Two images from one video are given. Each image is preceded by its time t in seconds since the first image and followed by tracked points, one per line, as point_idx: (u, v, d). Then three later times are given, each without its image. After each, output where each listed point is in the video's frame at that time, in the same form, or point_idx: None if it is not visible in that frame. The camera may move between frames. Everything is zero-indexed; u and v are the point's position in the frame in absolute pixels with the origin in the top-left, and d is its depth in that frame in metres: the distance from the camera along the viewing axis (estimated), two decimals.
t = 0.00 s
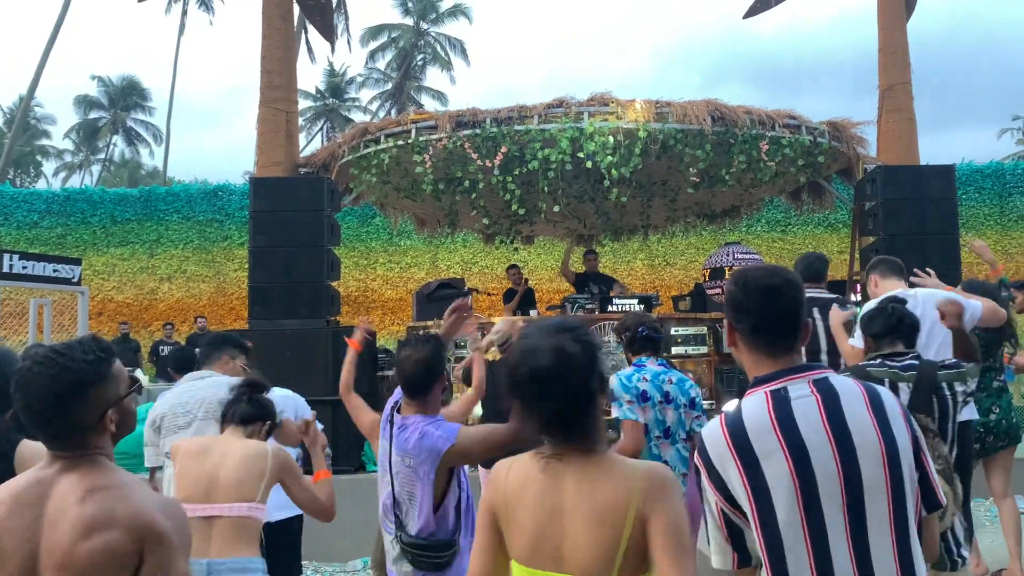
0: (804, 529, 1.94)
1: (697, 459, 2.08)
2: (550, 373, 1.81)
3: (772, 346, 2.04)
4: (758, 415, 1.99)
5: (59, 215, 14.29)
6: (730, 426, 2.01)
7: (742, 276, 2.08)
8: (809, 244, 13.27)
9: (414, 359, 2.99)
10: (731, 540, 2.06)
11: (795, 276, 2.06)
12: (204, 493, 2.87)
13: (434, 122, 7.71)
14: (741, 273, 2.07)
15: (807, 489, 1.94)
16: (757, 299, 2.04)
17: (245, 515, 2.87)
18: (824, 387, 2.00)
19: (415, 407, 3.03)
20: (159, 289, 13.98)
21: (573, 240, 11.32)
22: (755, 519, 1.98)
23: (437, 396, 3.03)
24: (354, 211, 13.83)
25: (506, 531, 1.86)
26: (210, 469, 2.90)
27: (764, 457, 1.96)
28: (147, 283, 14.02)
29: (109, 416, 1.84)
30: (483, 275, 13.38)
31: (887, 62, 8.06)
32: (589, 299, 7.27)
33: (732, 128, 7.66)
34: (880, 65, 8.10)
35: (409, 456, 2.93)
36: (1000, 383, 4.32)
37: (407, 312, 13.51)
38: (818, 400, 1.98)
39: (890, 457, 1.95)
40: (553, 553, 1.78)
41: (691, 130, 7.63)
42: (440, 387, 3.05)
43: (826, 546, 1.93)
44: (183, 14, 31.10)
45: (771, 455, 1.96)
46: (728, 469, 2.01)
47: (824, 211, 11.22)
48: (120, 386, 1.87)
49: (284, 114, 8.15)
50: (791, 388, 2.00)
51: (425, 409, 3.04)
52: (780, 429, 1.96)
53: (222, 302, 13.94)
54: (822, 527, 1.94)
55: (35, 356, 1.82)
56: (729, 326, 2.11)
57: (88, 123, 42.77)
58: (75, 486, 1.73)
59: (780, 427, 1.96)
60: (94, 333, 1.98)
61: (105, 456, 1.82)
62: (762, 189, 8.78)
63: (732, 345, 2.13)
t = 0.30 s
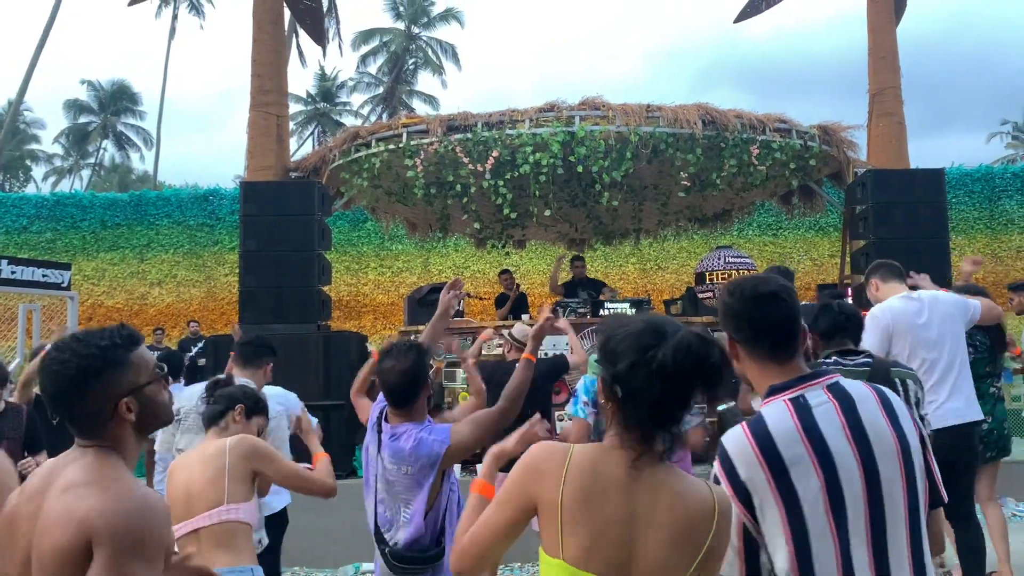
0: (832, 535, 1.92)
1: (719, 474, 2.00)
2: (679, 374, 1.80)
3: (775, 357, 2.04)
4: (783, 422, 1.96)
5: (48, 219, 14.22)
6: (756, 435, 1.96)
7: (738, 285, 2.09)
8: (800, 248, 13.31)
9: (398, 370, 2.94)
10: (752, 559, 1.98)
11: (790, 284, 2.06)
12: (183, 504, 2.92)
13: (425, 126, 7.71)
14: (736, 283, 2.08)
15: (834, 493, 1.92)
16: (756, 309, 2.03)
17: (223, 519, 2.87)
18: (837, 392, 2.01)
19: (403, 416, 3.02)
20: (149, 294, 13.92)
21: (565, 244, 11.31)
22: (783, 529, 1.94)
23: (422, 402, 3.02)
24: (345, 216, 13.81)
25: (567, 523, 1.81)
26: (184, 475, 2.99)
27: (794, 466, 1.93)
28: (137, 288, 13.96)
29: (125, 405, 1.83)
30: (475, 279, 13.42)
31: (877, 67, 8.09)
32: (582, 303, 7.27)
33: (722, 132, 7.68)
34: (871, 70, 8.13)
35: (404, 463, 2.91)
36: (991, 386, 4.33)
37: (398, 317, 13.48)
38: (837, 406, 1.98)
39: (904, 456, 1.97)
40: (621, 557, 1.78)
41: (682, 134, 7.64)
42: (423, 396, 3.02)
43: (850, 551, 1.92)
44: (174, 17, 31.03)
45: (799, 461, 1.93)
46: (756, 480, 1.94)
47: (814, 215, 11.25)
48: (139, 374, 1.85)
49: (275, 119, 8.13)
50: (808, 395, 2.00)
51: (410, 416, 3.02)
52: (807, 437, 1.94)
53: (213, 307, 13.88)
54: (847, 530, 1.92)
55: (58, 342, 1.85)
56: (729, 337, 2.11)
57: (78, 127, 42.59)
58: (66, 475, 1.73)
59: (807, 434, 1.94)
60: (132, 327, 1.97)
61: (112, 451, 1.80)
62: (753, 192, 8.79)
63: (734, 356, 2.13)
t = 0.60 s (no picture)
0: (882, 527, 1.90)
1: (771, 460, 1.96)
2: (651, 393, 1.76)
3: (824, 350, 2.06)
4: (835, 412, 1.95)
5: (40, 220, 14.18)
6: (812, 424, 1.94)
7: (793, 279, 2.11)
8: (793, 248, 13.34)
9: (407, 370, 2.94)
10: (803, 545, 1.99)
11: (845, 286, 2.10)
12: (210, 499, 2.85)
13: (418, 127, 7.71)
14: (794, 276, 2.09)
15: (885, 485, 1.91)
16: (814, 303, 2.05)
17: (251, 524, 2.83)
18: (877, 387, 2.02)
19: (404, 416, 3.02)
20: (143, 295, 13.89)
21: (559, 245, 11.31)
22: (839, 519, 1.91)
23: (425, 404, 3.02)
24: (338, 217, 13.82)
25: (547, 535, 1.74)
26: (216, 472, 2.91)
27: (848, 456, 1.91)
28: (130, 289, 13.92)
29: (118, 403, 1.83)
30: (468, 280, 13.36)
31: (868, 68, 8.12)
32: (576, 303, 7.28)
33: (715, 132, 7.71)
34: (863, 71, 8.16)
35: (402, 465, 2.91)
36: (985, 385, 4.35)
37: (392, 318, 13.47)
38: (879, 401, 1.98)
39: (937, 454, 1.99)
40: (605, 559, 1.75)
41: (675, 134, 7.65)
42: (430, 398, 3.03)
43: (899, 543, 1.90)
44: (166, 18, 31.00)
45: (853, 451, 1.91)
46: (812, 470, 1.91)
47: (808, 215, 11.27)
48: (135, 373, 1.85)
49: (268, 120, 8.13)
50: (852, 389, 2.01)
51: (414, 416, 3.02)
52: (856, 425, 1.93)
53: (207, 308, 13.85)
54: (896, 523, 1.91)
55: (58, 337, 1.85)
56: (779, 327, 2.10)
57: (71, 128, 42.48)
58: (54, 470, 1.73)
59: (859, 426, 1.93)
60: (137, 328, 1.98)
61: (104, 451, 1.79)
62: (746, 193, 8.82)
63: (779, 347, 2.12)
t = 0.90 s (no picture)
0: (862, 521, 1.92)
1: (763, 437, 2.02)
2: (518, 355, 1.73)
3: (851, 345, 2.06)
4: (834, 404, 1.97)
5: (37, 219, 14.16)
6: (805, 409, 1.98)
7: (828, 272, 2.10)
8: (790, 248, 13.35)
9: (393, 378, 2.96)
10: (781, 524, 1.99)
11: (879, 283, 2.09)
12: (189, 499, 2.87)
13: (415, 126, 7.70)
14: (829, 269, 2.09)
15: (870, 482, 1.92)
16: (846, 296, 2.05)
17: (226, 528, 2.88)
18: (894, 392, 2.00)
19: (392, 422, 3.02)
20: (139, 294, 13.86)
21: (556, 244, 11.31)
22: (814, 506, 1.94)
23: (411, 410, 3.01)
24: (336, 215, 13.84)
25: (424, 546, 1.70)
26: (196, 471, 2.90)
27: (834, 449, 1.94)
28: (127, 288, 13.89)
29: (119, 407, 1.82)
30: (466, 279, 13.38)
31: (866, 68, 8.12)
32: (572, 303, 7.28)
33: (712, 132, 7.70)
34: (860, 70, 8.16)
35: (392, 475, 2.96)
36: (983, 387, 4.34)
37: (389, 317, 13.45)
38: (888, 404, 1.97)
39: (945, 468, 1.95)
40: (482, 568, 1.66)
41: (672, 134, 7.65)
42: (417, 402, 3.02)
43: (879, 539, 1.92)
44: (164, 17, 30.95)
45: (840, 444, 1.94)
46: (798, 454, 1.96)
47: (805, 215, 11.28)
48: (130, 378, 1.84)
49: (265, 119, 8.11)
50: (864, 386, 2.00)
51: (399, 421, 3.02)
52: (853, 421, 1.95)
53: (203, 307, 13.82)
54: (878, 520, 1.92)
55: (48, 347, 1.79)
56: (810, 318, 2.11)
57: (68, 127, 42.37)
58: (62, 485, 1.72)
59: (853, 423, 1.95)
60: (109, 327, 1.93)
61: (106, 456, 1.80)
62: (743, 193, 8.82)
63: (809, 338, 2.13)
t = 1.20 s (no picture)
0: (829, 521, 1.93)
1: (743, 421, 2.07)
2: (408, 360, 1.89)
3: (849, 350, 2.05)
4: (814, 399, 1.98)
5: (34, 221, 14.15)
6: (785, 398, 2.01)
7: (837, 275, 2.10)
8: (787, 251, 13.37)
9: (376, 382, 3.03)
10: (745, 503, 2.05)
11: (887, 291, 2.08)
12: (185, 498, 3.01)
13: (414, 129, 7.70)
14: (837, 272, 2.09)
15: (843, 484, 1.92)
16: (850, 301, 2.05)
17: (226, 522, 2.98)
18: (881, 399, 1.98)
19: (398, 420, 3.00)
20: (136, 296, 13.84)
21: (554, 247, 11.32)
22: (784, 490, 1.98)
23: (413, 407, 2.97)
24: (334, 218, 13.86)
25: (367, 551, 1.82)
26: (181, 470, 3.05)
27: (807, 443, 1.96)
28: (124, 290, 13.87)
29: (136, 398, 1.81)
30: (463, 282, 13.38)
31: (863, 72, 8.15)
32: (570, 306, 7.28)
33: (711, 135, 7.71)
34: (858, 75, 8.18)
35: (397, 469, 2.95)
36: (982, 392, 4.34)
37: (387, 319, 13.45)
38: (872, 410, 1.96)
39: (922, 485, 1.93)
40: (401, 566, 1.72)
41: (670, 137, 7.67)
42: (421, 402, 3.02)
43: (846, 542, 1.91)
44: (162, 19, 30.95)
45: (814, 441, 1.95)
46: (772, 439, 2.00)
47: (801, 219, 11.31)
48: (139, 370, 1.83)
49: (264, 121, 8.10)
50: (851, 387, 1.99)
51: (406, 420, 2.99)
52: (830, 418, 1.95)
53: (200, 309, 13.81)
54: (848, 525, 1.91)
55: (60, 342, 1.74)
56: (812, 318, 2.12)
57: (66, 129, 42.35)
58: (105, 479, 1.64)
59: (831, 422, 1.95)
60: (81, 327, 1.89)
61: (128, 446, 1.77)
62: (741, 196, 8.83)
63: (809, 338, 2.15)
